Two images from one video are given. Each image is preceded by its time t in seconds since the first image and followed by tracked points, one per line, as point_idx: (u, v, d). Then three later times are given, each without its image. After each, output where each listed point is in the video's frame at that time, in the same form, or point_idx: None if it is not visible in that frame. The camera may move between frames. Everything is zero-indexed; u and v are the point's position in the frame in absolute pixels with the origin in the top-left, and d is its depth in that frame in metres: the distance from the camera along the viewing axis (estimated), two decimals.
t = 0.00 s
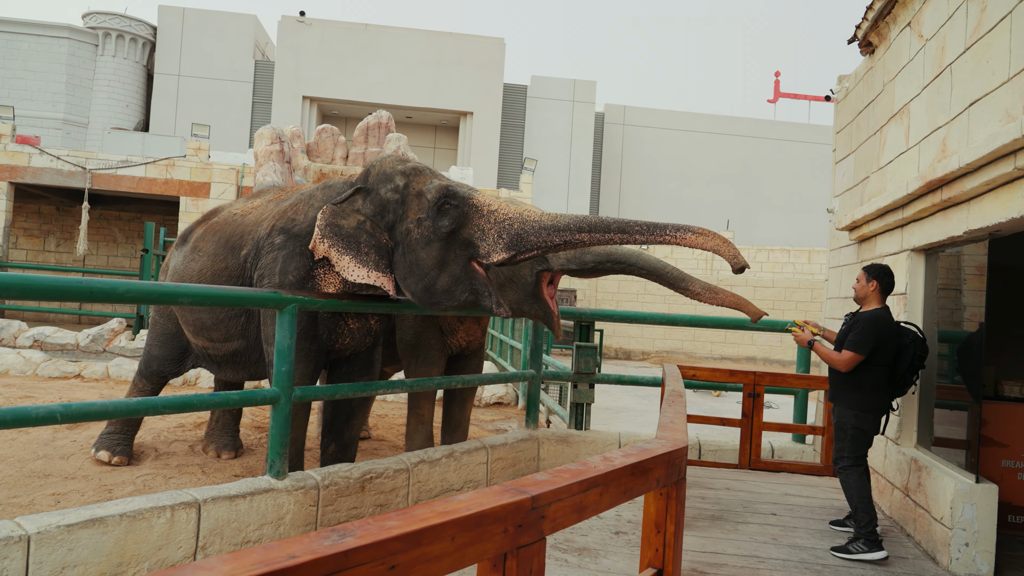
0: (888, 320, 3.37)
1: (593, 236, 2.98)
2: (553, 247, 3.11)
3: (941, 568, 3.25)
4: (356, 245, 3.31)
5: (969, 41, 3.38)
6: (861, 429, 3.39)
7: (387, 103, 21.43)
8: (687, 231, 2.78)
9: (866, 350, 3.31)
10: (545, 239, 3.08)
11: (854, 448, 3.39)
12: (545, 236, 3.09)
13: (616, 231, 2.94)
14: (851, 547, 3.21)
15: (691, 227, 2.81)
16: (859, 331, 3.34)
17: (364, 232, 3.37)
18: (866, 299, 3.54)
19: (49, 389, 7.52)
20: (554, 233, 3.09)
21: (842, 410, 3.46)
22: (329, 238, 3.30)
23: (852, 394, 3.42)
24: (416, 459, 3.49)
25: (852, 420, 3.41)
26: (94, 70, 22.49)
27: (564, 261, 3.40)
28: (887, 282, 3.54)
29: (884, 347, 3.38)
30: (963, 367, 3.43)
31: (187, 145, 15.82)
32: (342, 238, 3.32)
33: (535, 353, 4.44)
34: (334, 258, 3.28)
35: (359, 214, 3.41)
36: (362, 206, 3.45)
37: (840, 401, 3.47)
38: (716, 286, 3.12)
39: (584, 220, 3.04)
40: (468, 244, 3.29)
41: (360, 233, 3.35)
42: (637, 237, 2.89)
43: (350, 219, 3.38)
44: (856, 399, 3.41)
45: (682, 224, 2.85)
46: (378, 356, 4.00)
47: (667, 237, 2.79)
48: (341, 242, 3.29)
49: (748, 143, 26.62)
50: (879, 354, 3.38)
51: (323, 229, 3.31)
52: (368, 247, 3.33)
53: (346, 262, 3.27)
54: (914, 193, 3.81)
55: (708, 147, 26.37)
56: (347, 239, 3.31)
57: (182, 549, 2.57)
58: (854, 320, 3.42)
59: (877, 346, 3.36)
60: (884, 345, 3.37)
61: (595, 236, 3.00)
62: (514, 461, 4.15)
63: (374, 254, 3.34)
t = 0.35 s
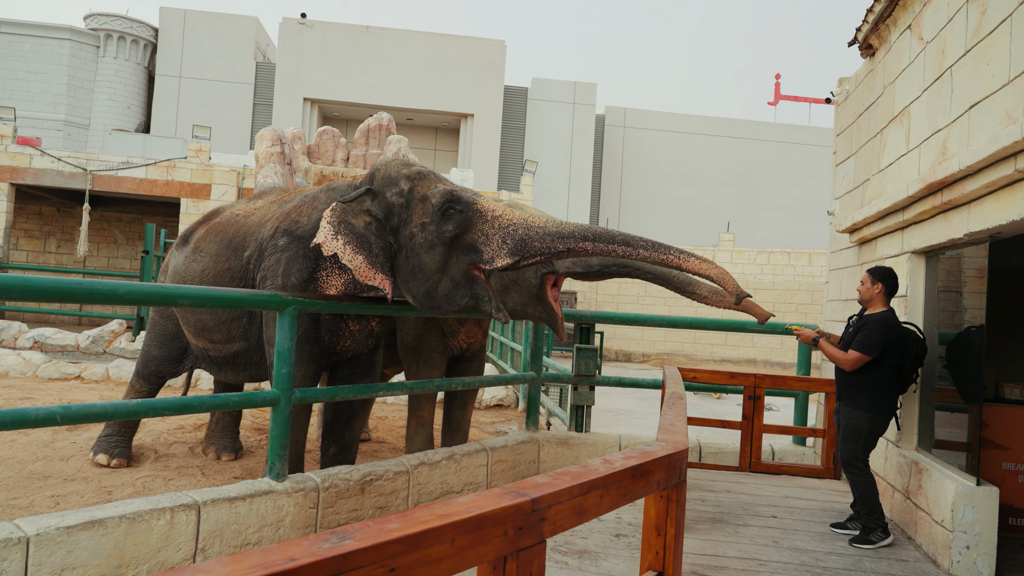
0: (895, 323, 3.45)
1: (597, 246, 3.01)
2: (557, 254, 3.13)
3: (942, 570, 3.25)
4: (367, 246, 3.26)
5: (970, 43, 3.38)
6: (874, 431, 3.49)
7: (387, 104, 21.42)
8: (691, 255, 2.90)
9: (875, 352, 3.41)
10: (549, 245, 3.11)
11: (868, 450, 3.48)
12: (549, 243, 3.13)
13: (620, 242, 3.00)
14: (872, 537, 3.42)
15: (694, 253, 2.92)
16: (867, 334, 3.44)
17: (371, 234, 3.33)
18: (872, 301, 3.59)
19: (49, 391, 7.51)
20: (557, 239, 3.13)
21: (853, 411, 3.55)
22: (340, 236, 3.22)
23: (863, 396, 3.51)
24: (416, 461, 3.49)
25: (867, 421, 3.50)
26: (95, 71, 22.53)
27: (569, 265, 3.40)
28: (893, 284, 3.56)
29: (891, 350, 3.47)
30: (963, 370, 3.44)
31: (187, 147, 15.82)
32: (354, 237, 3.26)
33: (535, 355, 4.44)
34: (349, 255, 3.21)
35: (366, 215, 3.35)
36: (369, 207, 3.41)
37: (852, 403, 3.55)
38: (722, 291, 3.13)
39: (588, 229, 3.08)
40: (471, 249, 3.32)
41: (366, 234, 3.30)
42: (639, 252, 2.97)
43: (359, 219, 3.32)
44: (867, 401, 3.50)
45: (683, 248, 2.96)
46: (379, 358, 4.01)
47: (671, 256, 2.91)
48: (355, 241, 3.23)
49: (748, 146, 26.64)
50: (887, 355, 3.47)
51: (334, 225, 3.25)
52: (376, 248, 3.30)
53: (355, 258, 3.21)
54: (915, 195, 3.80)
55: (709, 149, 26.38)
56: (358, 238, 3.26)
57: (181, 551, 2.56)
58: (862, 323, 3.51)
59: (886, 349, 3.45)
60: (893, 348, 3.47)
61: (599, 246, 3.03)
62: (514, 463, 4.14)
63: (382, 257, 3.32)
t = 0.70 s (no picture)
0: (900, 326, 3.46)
1: (597, 254, 3.01)
2: (557, 258, 3.11)
3: (940, 572, 3.25)
4: (372, 247, 3.24)
5: (969, 46, 3.38)
6: (881, 434, 3.49)
7: (387, 106, 21.43)
8: (689, 284, 2.86)
9: (881, 356, 3.41)
10: (549, 249, 3.09)
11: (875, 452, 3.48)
12: (550, 245, 3.10)
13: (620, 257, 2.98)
14: (871, 540, 3.42)
15: (694, 281, 2.89)
16: (872, 338, 3.44)
17: (374, 235, 3.32)
18: (875, 305, 3.59)
19: (47, 392, 7.50)
20: (559, 243, 3.11)
21: (858, 414, 3.56)
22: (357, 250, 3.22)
23: (868, 400, 3.51)
24: (415, 463, 3.49)
25: (873, 424, 3.50)
26: (94, 72, 22.53)
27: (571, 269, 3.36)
28: (895, 288, 3.56)
29: (896, 353, 3.47)
30: (963, 372, 3.43)
31: (187, 148, 15.82)
32: (361, 238, 3.24)
33: (535, 357, 4.43)
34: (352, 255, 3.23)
35: (369, 216, 3.34)
36: (371, 209, 3.40)
37: (857, 406, 3.55)
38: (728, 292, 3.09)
39: (590, 237, 3.06)
40: (472, 250, 3.30)
41: (369, 234, 3.28)
42: (640, 270, 2.99)
43: (363, 220, 3.30)
44: (871, 404, 3.51)
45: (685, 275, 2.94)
46: (379, 359, 4.01)
47: (669, 284, 2.89)
48: (361, 243, 3.22)
49: (747, 148, 26.66)
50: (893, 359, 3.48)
51: (342, 225, 3.23)
52: (381, 250, 3.28)
53: (371, 259, 3.21)
54: (914, 198, 3.80)
55: (708, 151, 26.41)
56: (364, 239, 3.24)
57: (179, 552, 2.56)
58: (867, 327, 3.51)
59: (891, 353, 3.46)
60: (899, 351, 3.48)
61: (600, 254, 3.03)
62: (513, 465, 4.14)
63: (385, 258, 3.30)
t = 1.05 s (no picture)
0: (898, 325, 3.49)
1: (600, 259, 3.01)
2: (560, 258, 3.13)
3: (940, 571, 3.25)
4: (362, 248, 3.31)
5: (970, 44, 3.38)
6: (876, 430, 3.50)
7: (387, 104, 21.41)
8: (682, 305, 2.79)
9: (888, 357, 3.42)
10: (553, 249, 3.11)
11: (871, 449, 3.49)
12: (553, 245, 3.12)
13: (621, 266, 2.96)
14: (872, 538, 3.42)
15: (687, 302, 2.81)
16: (876, 339, 3.44)
17: (372, 235, 3.35)
18: (869, 304, 3.61)
19: (48, 390, 7.51)
20: (562, 244, 3.13)
21: (853, 411, 3.56)
22: (330, 239, 3.31)
23: (864, 396, 3.52)
24: (415, 461, 3.49)
25: (868, 420, 3.51)
26: (95, 70, 22.52)
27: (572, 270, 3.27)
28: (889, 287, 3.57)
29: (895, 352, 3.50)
30: (963, 370, 3.44)
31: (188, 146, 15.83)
32: (348, 240, 3.32)
33: (535, 355, 4.43)
34: (340, 259, 3.29)
35: (367, 216, 3.39)
36: (371, 209, 3.43)
37: (852, 404, 3.57)
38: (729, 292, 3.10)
39: (594, 239, 3.06)
40: (475, 250, 3.32)
41: (367, 236, 3.34)
42: (637, 284, 2.90)
43: (357, 221, 3.37)
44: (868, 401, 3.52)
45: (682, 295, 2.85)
46: (380, 358, 4.02)
47: (662, 302, 2.82)
48: (348, 243, 3.30)
49: (749, 146, 26.65)
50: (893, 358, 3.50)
51: (328, 228, 3.33)
52: (376, 249, 3.33)
53: (352, 264, 3.28)
54: (915, 197, 3.80)
55: (709, 150, 26.41)
56: (353, 241, 3.31)
57: (180, 550, 2.57)
58: (865, 328, 3.52)
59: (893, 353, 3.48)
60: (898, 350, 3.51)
61: (603, 259, 3.03)
62: (513, 463, 4.15)
63: (382, 258, 3.33)
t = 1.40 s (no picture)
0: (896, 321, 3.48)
1: (602, 266, 2.98)
2: (564, 259, 3.13)
3: (942, 567, 3.25)
4: (368, 244, 3.27)
5: (974, 39, 3.37)
6: (876, 423, 3.50)
7: (388, 100, 21.36)
8: (674, 326, 2.81)
9: (884, 352, 3.41)
10: (557, 249, 3.11)
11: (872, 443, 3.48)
12: (557, 246, 3.11)
13: (621, 278, 2.93)
14: (873, 534, 3.42)
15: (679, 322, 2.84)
16: (873, 334, 3.44)
17: (377, 231, 3.33)
18: (867, 299, 3.60)
19: (50, 385, 7.53)
20: (566, 244, 3.12)
21: (851, 405, 3.56)
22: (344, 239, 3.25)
23: (864, 391, 3.52)
24: (417, 456, 3.50)
25: (867, 414, 3.51)
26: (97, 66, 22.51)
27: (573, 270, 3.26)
28: (887, 282, 3.57)
29: (892, 347, 3.49)
30: (965, 366, 3.44)
31: (189, 142, 15.83)
32: (354, 237, 3.28)
33: (536, 351, 4.43)
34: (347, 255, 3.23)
35: (372, 213, 3.38)
36: (376, 206, 3.42)
37: (850, 398, 3.57)
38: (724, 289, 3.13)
39: (597, 244, 3.04)
40: (481, 246, 3.32)
41: (372, 232, 3.31)
42: (632, 299, 2.90)
43: (363, 218, 3.35)
44: (867, 395, 3.52)
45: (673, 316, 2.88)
46: (382, 354, 4.03)
47: (655, 320, 2.82)
48: (355, 241, 3.25)
49: (751, 142, 26.59)
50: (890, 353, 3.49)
51: (338, 227, 3.27)
52: (380, 246, 3.29)
53: (359, 259, 3.21)
54: (917, 192, 3.80)
55: (711, 146, 26.36)
56: (360, 237, 3.28)
57: (182, 544, 2.57)
58: (862, 322, 3.52)
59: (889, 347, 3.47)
60: (896, 345, 3.50)
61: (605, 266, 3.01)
62: (514, 459, 4.15)
63: (387, 254, 3.31)
